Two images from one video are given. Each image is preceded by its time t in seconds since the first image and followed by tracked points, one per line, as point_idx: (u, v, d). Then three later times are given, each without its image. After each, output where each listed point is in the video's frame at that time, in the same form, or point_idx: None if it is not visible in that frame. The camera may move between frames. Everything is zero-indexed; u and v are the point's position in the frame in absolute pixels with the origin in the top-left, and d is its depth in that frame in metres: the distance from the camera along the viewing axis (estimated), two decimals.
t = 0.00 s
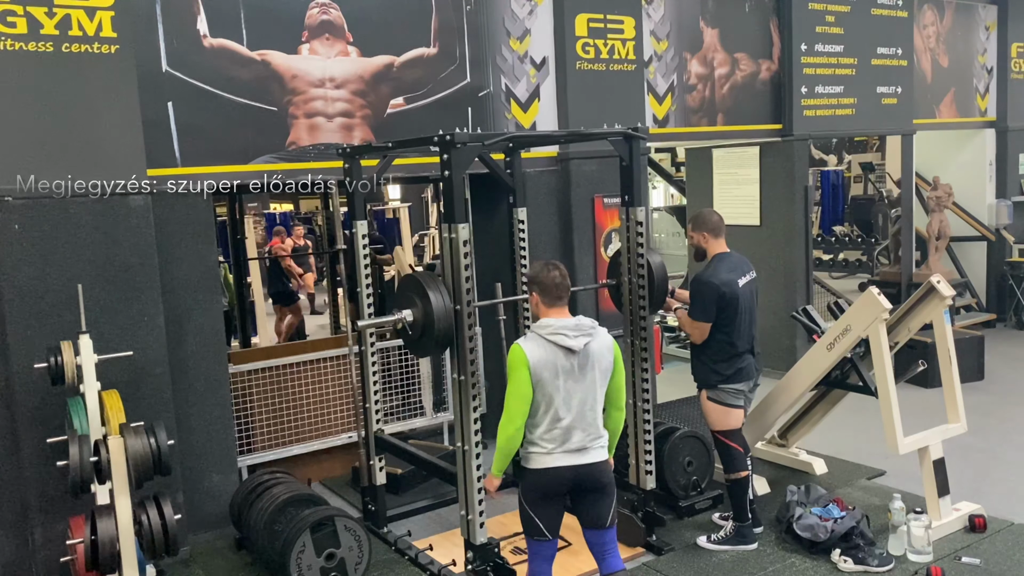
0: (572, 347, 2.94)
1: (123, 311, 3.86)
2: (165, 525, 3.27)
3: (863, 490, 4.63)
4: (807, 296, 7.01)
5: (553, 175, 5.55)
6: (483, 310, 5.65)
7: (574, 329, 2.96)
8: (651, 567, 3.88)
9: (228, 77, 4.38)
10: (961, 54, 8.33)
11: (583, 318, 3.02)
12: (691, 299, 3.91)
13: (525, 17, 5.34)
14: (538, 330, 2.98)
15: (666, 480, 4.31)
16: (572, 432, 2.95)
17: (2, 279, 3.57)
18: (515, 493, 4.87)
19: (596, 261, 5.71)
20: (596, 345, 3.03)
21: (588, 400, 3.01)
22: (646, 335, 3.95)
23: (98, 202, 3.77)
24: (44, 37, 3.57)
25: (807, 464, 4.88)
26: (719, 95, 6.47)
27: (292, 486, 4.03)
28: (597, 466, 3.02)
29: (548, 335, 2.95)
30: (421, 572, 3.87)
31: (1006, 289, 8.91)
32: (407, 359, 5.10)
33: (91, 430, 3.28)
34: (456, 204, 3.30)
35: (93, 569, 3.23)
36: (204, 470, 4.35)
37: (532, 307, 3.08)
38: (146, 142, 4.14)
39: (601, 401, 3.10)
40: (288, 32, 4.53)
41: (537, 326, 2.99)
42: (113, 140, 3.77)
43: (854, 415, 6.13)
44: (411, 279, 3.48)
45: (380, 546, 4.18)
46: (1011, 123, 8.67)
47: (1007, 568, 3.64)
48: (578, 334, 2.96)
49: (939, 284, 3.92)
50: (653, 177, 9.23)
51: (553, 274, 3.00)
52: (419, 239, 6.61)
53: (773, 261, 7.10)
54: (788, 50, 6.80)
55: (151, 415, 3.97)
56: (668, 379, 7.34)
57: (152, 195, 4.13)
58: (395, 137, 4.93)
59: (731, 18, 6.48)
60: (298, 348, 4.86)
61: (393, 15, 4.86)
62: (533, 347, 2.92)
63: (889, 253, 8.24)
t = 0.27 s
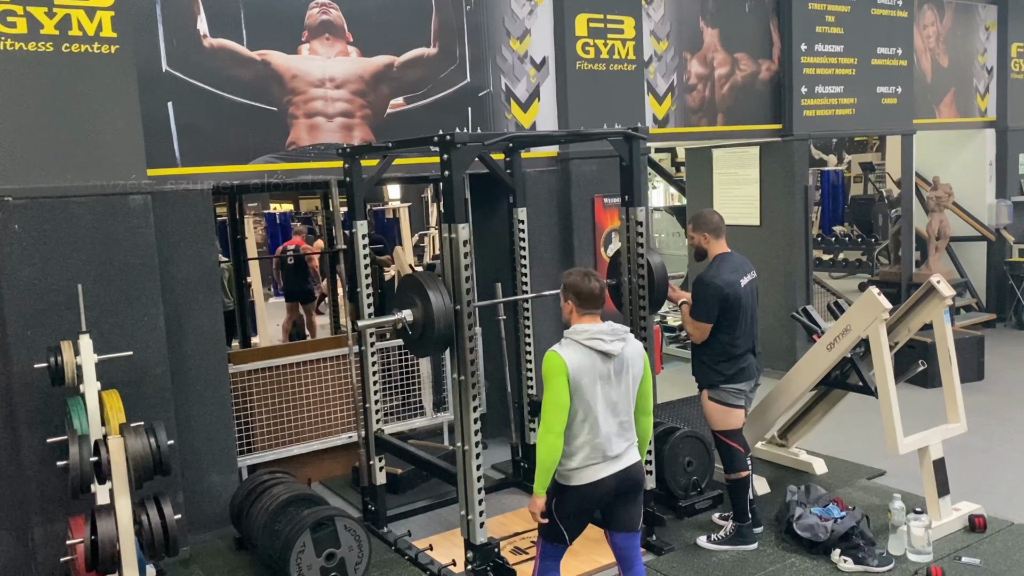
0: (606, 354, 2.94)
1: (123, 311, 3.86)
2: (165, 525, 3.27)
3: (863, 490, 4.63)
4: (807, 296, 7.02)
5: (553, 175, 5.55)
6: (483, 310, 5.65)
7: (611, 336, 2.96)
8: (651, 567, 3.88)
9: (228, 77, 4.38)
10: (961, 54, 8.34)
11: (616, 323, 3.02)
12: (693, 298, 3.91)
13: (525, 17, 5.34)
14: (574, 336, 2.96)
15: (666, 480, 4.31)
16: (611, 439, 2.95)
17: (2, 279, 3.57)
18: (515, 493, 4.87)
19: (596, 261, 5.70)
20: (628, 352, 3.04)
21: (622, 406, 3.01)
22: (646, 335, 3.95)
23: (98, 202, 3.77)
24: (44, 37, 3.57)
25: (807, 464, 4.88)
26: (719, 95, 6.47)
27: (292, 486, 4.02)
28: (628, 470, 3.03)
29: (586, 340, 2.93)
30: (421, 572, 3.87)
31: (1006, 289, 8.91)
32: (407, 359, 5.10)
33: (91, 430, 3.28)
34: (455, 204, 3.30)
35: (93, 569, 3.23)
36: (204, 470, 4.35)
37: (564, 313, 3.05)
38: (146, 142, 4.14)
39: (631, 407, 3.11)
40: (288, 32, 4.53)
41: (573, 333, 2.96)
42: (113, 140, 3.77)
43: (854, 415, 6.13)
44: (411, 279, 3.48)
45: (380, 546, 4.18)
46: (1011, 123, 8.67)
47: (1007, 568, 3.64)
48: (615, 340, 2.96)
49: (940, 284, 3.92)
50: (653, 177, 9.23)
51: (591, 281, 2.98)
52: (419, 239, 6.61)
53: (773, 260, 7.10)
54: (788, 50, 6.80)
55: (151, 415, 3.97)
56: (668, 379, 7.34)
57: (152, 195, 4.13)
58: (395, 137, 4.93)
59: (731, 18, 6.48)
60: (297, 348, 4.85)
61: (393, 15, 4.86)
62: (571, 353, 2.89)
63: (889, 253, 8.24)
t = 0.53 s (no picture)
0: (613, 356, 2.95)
1: (123, 311, 3.86)
2: (165, 525, 3.27)
3: (863, 490, 4.63)
4: (807, 296, 7.02)
5: (553, 175, 5.55)
6: (483, 310, 5.65)
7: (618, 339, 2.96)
8: (651, 567, 3.88)
9: (228, 77, 4.38)
10: (961, 54, 8.34)
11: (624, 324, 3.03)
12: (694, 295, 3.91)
13: (525, 17, 5.33)
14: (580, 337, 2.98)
15: (666, 481, 4.32)
16: (616, 439, 2.96)
17: (2, 279, 3.57)
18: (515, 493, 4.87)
19: (596, 261, 5.70)
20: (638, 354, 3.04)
21: (630, 407, 3.02)
22: (646, 336, 3.95)
23: (98, 202, 3.77)
24: (44, 37, 3.57)
25: (807, 464, 4.88)
26: (719, 95, 6.47)
27: (292, 486, 4.02)
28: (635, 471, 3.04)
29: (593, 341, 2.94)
30: (421, 572, 3.87)
31: (1006, 289, 8.91)
32: (407, 358, 5.10)
33: (91, 430, 3.28)
34: (456, 204, 3.30)
35: (93, 569, 3.23)
36: (204, 470, 4.35)
37: (578, 312, 3.07)
38: (147, 142, 4.14)
39: (638, 408, 3.12)
40: (288, 32, 4.53)
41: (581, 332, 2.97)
42: (112, 140, 3.77)
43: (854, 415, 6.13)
44: (411, 279, 3.47)
45: (380, 546, 4.18)
46: (1011, 123, 8.67)
47: (1007, 568, 3.64)
48: (623, 341, 2.97)
49: (940, 284, 3.92)
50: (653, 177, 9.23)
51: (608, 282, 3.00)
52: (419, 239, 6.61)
53: (773, 261, 7.10)
54: (788, 51, 6.80)
55: (151, 415, 3.97)
56: (668, 379, 7.34)
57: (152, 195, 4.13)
58: (395, 137, 4.93)
59: (731, 18, 6.48)
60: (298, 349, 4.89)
61: (393, 15, 4.86)
62: (578, 352, 2.91)
63: (889, 253, 8.24)
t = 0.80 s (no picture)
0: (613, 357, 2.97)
1: (123, 311, 3.86)
2: (165, 525, 3.27)
3: (863, 490, 4.63)
4: (807, 296, 7.02)
5: (553, 175, 5.56)
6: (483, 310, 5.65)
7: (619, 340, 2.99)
8: (651, 567, 3.88)
9: (228, 77, 4.38)
10: (961, 54, 8.34)
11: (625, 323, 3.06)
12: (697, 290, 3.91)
13: (525, 17, 5.34)
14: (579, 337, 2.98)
15: (666, 481, 4.33)
16: (616, 441, 3.01)
17: (2, 279, 3.57)
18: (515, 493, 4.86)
19: (596, 261, 5.70)
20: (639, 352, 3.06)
21: (628, 407, 3.04)
22: (646, 336, 3.96)
23: (99, 202, 3.77)
24: (44, 37, 3.57)
25: (807, 463, 4.88)
26: (719, 94, 6.47)
27: (292, 486, 4.03)
28: (636, 472, 3.09)
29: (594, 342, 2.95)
30: (422, 573, 3.86)
31: (1006, 289, 8.90)
32: (407, 359, 5.12)
33: (91, 430, 3.28)
34: (456, 204, 3.30)
35: (93, 569, 3.22)
36: (204, 470, 4.35)
37: (578, 312, 3.06)
38: (147, 142, 4.14)
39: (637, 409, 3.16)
40: (288, 31, 4.53)
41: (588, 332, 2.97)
42: (113, 140, 3.77)
43: (854, 414, 6.13)
44: (411, 279, 3.46)
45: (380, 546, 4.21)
46: (1011, 123, 8.67)
47: (1007, 568, 3.64)
48: (622, 341, 2.99)
49: (940, 284, 3.92)
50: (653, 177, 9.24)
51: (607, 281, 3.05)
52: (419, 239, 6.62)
53: (773, 261, 7.10)
54: (788, 50, 6.80)
55: (151, 415, 3.97)
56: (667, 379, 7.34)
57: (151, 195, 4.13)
58: (395, 137, 4.93)
59: (731, 18, 6.49)
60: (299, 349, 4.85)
61: (393, 16, 4.86)
62: (578, 353, 2.93)
63: (889, 253, 8.23)
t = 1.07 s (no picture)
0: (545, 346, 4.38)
1: (123, 311, 3.85)
2: (165, 525, 3.27)
3: (863, 490, 4.63)
4: (807, 296, 7.02)
5: (553, 175, 5.56)
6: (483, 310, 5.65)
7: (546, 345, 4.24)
8: (652, 568, 3.93)
9: (228, 77, 4.38)
10: (961, 54, 8.33)
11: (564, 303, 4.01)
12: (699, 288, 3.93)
13: (525, 17, 5.33)
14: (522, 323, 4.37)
15: (666, 481, 4.36)
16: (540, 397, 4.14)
17: (2, 279, 3.57)
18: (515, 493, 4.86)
19: (596, 261, 5.70)
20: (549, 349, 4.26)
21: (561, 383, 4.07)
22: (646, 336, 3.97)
23: (99, 202, 3.77)
24: (44, 37, 3.57)
25: (807, 463, 4.88)
26: (719, 94, 6.47)
27: (292, 486, 4.03)
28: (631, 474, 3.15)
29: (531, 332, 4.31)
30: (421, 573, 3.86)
31: (1006, 289, 8.90)
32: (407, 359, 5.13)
33: (91, 430, 3.28)
34: (456, 204, 3.30)
35: (93, 569, 3.22)
36: (204, 470, 4.35)
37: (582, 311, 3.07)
38: (147, 142, 4.14)
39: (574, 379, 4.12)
40: (288, 32, 4.53)
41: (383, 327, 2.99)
42: (112, 140, 3.77)
43: (854, 414, 6.13)
44: (411, 279, 3.44)
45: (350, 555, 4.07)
46: (1011, 123, 8.67)
47: (1007, 568, 3.64)
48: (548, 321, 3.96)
49: (940, 284, 3.92)
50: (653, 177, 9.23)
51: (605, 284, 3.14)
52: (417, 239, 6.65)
53: (773, 260, 7.10)
54: (788, 50, 6.80)
55: (151, 415, 3.97)
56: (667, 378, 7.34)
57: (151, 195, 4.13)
58: (395, 137, 4.93)
59: (731, 18, 6.49)
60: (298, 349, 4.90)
61: (393, 15, 4.86)
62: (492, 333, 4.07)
63: (890, 253, 8.22)
